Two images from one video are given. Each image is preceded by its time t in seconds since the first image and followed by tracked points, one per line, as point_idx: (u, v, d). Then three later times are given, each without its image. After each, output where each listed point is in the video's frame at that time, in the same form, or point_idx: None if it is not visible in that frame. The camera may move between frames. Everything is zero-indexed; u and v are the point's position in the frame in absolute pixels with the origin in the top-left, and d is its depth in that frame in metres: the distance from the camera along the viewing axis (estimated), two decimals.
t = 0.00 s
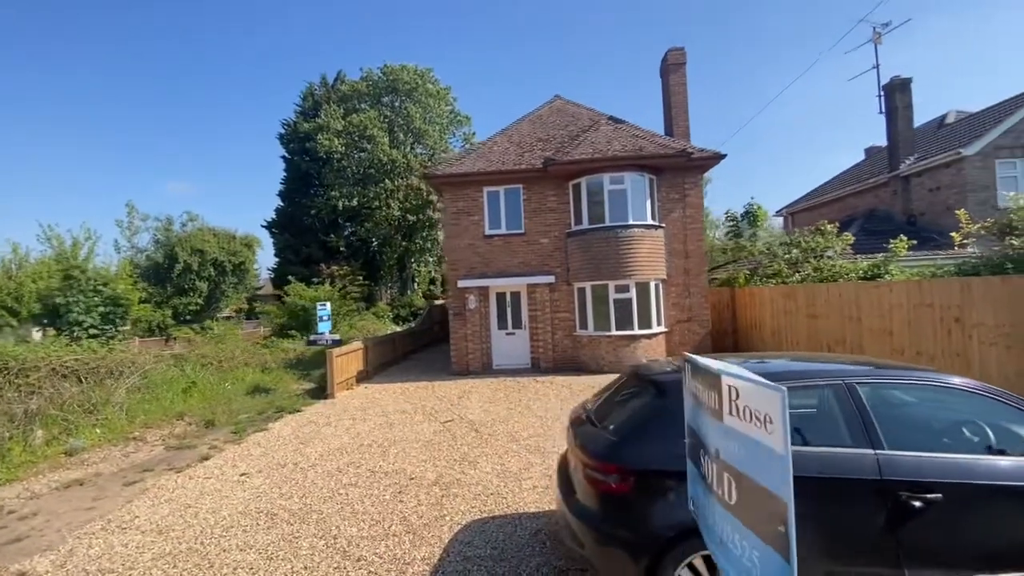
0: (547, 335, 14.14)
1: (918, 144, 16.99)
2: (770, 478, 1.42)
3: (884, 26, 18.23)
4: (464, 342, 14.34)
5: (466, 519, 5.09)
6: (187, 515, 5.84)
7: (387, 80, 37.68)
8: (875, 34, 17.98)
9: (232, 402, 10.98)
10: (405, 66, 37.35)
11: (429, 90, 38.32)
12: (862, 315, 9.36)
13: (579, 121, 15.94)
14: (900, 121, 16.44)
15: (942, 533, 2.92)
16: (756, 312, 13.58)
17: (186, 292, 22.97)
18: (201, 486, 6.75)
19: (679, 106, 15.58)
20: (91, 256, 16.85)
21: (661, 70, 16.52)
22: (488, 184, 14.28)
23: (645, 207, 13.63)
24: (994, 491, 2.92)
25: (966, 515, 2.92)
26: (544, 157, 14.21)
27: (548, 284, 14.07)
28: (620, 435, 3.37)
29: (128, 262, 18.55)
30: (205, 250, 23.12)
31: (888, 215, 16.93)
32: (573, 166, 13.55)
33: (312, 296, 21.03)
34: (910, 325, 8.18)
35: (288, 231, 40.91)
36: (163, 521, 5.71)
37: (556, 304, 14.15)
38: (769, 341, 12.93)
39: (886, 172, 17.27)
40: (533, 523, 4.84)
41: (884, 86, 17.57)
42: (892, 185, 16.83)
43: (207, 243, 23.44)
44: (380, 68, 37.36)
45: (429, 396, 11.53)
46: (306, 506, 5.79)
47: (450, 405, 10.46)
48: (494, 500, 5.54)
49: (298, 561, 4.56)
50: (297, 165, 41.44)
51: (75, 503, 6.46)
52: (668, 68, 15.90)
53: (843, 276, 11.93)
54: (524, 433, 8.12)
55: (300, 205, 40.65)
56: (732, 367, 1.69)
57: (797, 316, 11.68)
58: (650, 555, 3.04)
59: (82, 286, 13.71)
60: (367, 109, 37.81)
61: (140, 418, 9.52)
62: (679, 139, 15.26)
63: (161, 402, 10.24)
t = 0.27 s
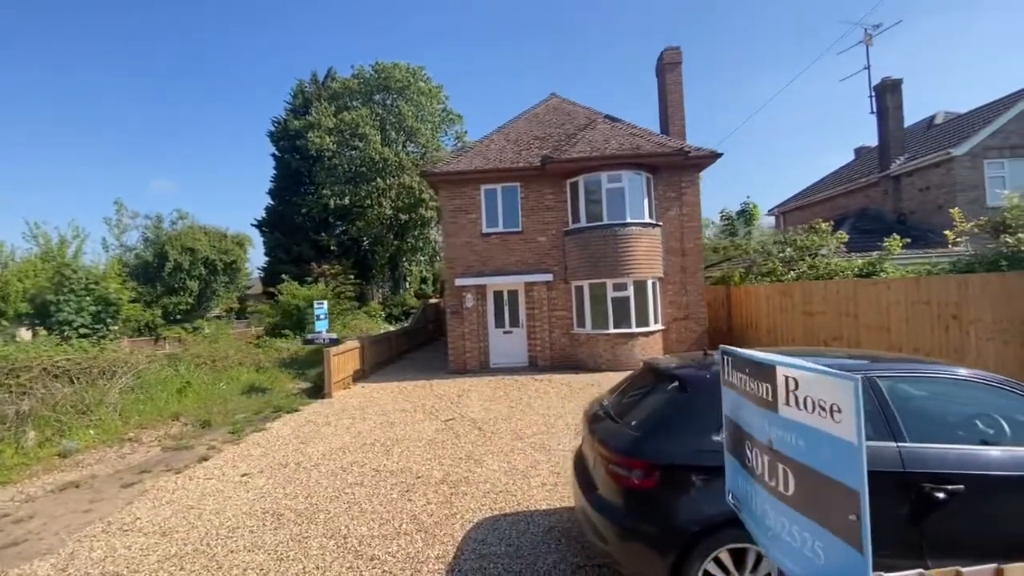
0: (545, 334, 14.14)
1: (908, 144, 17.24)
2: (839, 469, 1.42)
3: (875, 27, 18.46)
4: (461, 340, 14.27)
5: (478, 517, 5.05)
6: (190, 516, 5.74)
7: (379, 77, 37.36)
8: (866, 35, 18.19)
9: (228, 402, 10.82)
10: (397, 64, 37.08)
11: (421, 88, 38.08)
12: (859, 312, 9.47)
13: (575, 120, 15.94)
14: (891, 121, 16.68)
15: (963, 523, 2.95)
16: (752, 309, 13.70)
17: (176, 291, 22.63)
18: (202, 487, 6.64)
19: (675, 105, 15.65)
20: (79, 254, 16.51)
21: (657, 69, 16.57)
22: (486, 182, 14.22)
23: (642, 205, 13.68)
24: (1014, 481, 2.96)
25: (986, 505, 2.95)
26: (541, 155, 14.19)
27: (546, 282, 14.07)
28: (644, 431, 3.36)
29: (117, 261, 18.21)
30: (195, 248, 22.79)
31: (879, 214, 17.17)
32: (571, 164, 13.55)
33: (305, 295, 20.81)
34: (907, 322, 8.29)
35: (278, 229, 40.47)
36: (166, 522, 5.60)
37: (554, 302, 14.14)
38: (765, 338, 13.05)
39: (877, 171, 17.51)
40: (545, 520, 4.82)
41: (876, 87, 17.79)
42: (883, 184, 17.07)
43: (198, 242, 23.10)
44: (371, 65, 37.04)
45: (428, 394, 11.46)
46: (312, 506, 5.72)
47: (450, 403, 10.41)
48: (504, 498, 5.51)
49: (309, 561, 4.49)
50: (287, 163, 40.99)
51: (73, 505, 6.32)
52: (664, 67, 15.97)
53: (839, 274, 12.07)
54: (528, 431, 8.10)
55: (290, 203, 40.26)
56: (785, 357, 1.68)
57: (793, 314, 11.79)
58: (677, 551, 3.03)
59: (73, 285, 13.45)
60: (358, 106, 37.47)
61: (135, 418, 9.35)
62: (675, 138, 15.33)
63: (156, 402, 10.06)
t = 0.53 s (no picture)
0: (542, 333, 14.12)
1: (898, 145, 17.49)
2: (913, 464, 1.40)
3: (867, 28, 18.64)
4: (459, 340, 14.21)
5: (489, 517, 5.01)
6: (193, 519, 5.63)
7: (370, 75, 37.03)
8: (859, 36, 18.37)
9: (224, 403, 10.64)
10: (389, 62, 36.77)
11: (413, 86, 37.76)
12: (857, 310, 9.58)
13: (572, 119, 15.93)
14: (882, 122, 16.91)
15: (985, 518, 2.97)
16: (748, 308, 13.82)
17: (166, 291, 22.26)
18: (203, 490, 6.52)
19: (671, 105, 15.71)
20: (66, 253, 16.15)
21: (653, 69, 16.62)
22: (483, 181, 14.17)
23: (639, 205, 13.72)
24: None
25: (1007, 500, 2.97)
26: (539, 154, 14.16)
27: (543, 281, 14.05)
28: (668, 429, 3.34)
29: (105, 260, 17.83)
30: (186, 247, 22.44)
31: (871, 214, 17.41)
32: (568, 163, 13.54)
33: (298, 295, 20.58)
34: (906, 319, 8.38)
35: (268, 228, 40.04)
36: (168, 526, 5.48)
37: (551, 301, 14.13)
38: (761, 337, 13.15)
39: (868, 172, 17.74)
40: (558, 520, 4.79)
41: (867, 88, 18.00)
42: (874, 185, 17.30)
43: (189, 241, 22.74)
44: (363, 63, 36.69)
45: (427, 394, 11.39)
46: (318, 508, 5.64)
47: (450, 403, 10.35)
48: (514, 497, 5.48)
49: (320, 565, 4.42)
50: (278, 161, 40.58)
51: (69, 510, 6.16)
52: (660, 67, 16.02)
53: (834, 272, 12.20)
54: (532, 430, 8.07)
55: (281, 202, 39.88)
56: (843, 352, 1.66)
57: (790, 313, 11.90)
58: (703, 549, 3.01)
59: (62, 285, 13.11)
60: (350, 105, 37.11)
61: (129, 420, 9.16)
62: (671, 138, 15.39)
63: (150, 404, 9.87)
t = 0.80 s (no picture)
0: (540, 332, 14.12)
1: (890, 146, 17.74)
2: (976, 457, 1.41)
3: (860, 32, 18.86)
4: (457, 340, 14.17)
5: (501, 516, 4.99)
6: (198, 521, 5.54)
7: (363, 74, 36.75)
8: (851, 39, 18.60)
9: (221, 404, 10.51)
10: (382, 61, 36.52)
11: (407, 85, 37.52)
12: (855, 309, 9.71)
13: (570, 119, 15.95)
14: (874, 124, 17.15)
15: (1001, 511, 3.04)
16: (744, 308, 13.94)
17: (157, 290, 21.94)
18: (206, 491, 6.42)
19: (668, 106, 15.79)
20: (55, 252, 15.84)
21: (650, 70, 16.68)
22: (481, 180, 14.14)
23: (637, 205, 13.77)
24: None
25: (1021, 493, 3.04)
26: (537, 154, 14.16)
27: (542, 281, 14.06)
28: (691, 426, 3.35)
29: (95, 259, 17.51)
30: (178, 246, 22.13)
31: (862, 215, 17.65)
32: (567, 163, 13.55)
33: (292, 295, 20.38)
34: (904, 318, 8.50)
35: (259, 228, 39.64)
36: (172, 529, 5.40)
37: (550, 301, 14.13)
38: (757, 336, 13.27)
39: (860, 173, 17.98)
40: (571, 519, 4.79)
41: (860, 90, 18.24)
42: (866, 186, 17.54)
43: (180, 240, 22.44)
44: (355, 61, 36.40)
45: (427, 394, 11.33)
46: (326, 509, 5.58)
47: (451, 403, 10.32)
48: (524, 496, 5.47)
49: (332, 566, 4.38)
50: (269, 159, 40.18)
51: (69, 513, 6.05)
52: (657, 68, 16.10)
53: (830, 272, 12.36)
54: (536, 429, 8.07)
55: (273, 202, 39.55)
56: (895, 348, 1.67)
57: (787, 312, 12.02)
58: (730, 546, 3.02)
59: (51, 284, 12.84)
60: (342, 103, 36.81)
61: (125, 422, 9.00)
62: (668, 139, 15.47)
63: (146, 405, 9.71)
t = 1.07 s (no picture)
0: (539, 332, 14.14)
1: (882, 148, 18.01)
2: None
3: (852, 35, 19.10)
4: (456, 339, 14.13)
5: (515, 515, 4.99)
6: (206, 523, 5.47)
7: (356, 73, 36.53)
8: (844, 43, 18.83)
9: (219, 405, 10.40)
10: (376, 60, 36.30)
11: (400, 84, 37.24)
12: (854, 309, 9.89)
13: (568, 119, 15.98)
14: (867, 126, 17.41)
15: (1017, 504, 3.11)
16: (741, 307, 14.06)
17: (149, 290, 21.67)
18: (211, 493, 6.34)
19: (665, 107, 15.89)
20: (46, 251, 15.57)
21: (647, 71, 16.77)
22: (480, 180, 14.13)
23: (636, 205, 13.84)
24: None
25: None
26: (536, 154, 14.18)
27: (541, 281, 14.07)
28: (715, 422, 3.38)
29: (86, 259, 17.25)
30: (170, 246, 21.88)
31: (855, 216, 17.89)
32: (566, 163, 13.59)
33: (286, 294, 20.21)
34: (903, 317, 8.67)
35: (251, 227, 39.26)
36: (180, 531, 5.33)
37: (549, 301, 14.15)
38: (754, 335, 13.38)
39: (853, 174, 18.23)
40: (586, 517, 4.80)
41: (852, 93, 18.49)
42: (859, 187, 17.79)
43: (173, 239, 22.18)
44: (348, 60, 36.16)
45: (428, 394, 11.29)
46: (336, 509, 5.54)
47: (453, 403, 10.29)
48: (536, 495, 5.46)
49: (348, 566, 4.34)
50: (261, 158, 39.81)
51: (71, 516, 5.94)
52: (654, 69, 16.19)
53: (827, 272, 12.52)
54: (541, 428, 8.07)
55: (265, 201, 39.24)
56: (947, 343, 1.70)
57: (785, 312, 12.16)
58: (757, 541, 3.05)
59: (44, 283, 12.63)
60: (335, 102, 36.56)
61: (123, 423, 8.88)
62: (666, 140, 15.56)
63: (144, 406, 9.58)
